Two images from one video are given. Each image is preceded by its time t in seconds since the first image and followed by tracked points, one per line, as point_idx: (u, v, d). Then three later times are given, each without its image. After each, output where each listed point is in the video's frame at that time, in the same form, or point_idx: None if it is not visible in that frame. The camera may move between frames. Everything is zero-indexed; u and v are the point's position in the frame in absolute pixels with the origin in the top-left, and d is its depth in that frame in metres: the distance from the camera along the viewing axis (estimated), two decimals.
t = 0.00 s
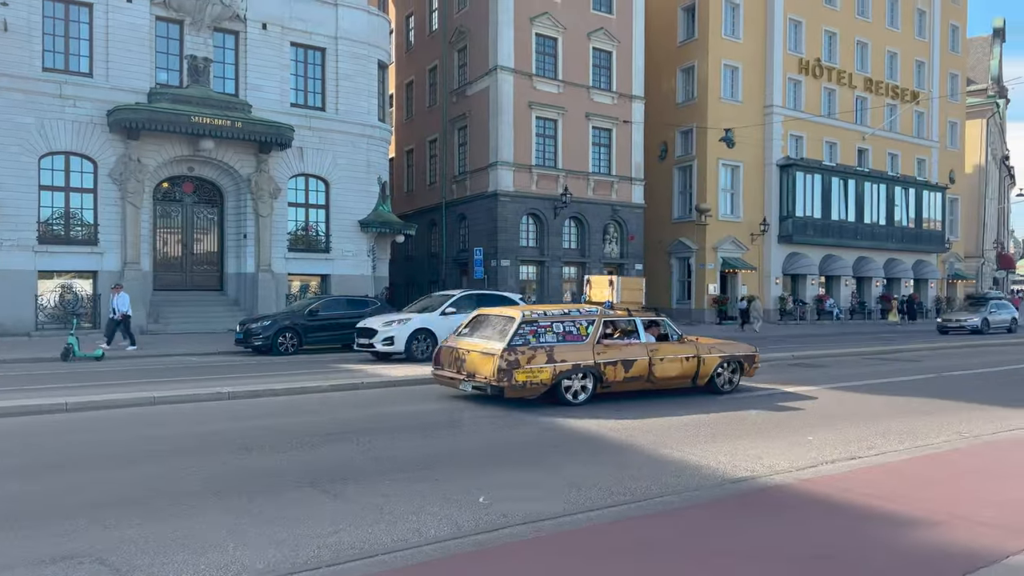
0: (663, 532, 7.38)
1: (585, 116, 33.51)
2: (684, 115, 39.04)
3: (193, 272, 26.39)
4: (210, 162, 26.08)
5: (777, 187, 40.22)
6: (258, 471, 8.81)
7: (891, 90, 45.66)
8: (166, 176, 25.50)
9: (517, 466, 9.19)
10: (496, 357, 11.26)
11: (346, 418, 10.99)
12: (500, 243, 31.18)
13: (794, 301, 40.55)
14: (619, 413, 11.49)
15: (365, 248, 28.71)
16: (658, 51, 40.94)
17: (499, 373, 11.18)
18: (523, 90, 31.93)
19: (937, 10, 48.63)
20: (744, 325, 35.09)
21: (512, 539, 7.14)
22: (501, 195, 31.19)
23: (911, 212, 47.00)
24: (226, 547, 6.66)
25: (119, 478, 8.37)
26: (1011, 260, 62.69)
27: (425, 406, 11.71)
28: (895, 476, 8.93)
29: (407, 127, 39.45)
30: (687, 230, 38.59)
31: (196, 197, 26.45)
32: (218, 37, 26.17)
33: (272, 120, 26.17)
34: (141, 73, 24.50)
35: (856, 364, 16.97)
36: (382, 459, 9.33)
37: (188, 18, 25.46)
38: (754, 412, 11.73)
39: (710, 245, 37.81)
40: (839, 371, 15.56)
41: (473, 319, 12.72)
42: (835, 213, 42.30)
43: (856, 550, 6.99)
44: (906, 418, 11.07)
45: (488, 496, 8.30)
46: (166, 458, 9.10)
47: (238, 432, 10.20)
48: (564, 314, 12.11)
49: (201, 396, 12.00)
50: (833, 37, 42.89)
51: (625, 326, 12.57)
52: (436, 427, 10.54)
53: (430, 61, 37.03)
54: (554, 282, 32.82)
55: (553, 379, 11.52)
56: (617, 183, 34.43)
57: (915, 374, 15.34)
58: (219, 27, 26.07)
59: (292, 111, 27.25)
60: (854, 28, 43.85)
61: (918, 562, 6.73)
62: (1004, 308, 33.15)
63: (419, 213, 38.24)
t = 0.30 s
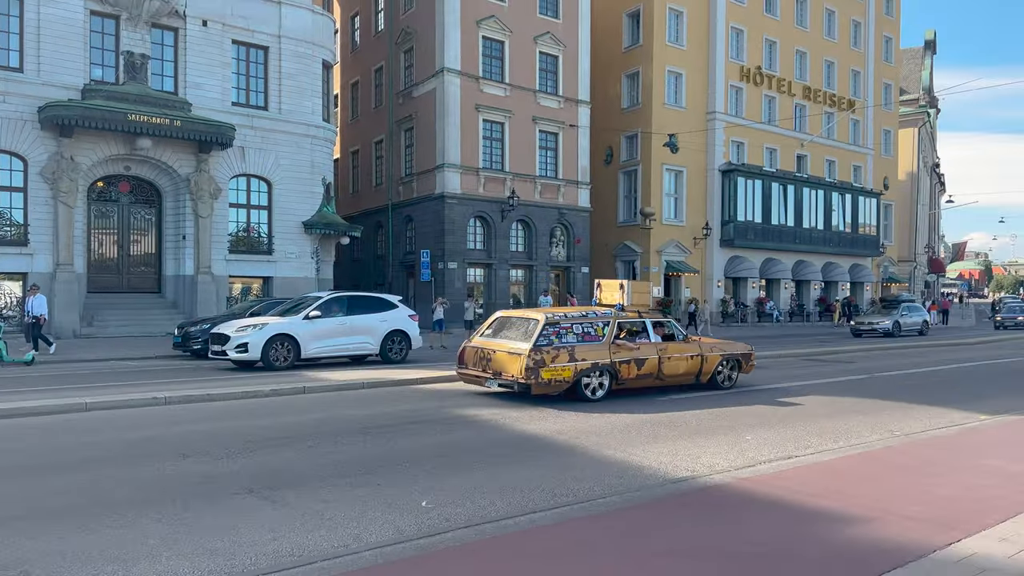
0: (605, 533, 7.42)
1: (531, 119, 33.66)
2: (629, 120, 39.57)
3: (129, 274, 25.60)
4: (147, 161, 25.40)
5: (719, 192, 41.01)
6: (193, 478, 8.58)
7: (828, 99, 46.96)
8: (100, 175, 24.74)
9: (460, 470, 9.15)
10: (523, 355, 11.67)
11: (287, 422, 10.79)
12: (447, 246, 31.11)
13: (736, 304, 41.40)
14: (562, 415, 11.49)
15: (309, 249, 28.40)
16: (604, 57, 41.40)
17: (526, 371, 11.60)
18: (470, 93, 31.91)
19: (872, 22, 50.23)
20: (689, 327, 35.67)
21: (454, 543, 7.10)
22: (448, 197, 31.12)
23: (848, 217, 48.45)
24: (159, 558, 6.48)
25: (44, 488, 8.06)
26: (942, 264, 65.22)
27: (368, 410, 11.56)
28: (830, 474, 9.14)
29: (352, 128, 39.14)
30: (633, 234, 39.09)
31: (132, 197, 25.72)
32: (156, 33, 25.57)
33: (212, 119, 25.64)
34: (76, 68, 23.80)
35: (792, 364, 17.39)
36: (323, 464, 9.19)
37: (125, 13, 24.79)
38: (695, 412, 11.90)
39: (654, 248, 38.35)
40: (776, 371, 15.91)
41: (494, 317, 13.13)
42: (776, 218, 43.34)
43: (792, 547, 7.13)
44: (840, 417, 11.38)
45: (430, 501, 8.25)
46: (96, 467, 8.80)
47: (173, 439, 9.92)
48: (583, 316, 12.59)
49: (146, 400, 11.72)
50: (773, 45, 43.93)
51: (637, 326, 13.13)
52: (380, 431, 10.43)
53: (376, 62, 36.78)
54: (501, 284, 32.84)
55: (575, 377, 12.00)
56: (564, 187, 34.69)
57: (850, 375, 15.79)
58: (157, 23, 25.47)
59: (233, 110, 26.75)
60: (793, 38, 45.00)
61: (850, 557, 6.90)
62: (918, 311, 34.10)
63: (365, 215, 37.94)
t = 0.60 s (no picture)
0: (546, 535, 7.44)
1: (478, 121, 33.71)
2: (575, 123, 39.94)
3: (61, 276, 24.71)
4: (80, 159, 24.58)
5: (663, 196, 41.67)
6: (125, 487, 8.34)
7: (769, 106, 48.14)
8: (29, 173, 23.85)
9: (403, 474, 9.08)
10: (540, 355, 12.45)
11: (227, 428, 10.58)
12: (393, 248, 30.91)
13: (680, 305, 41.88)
14: (506, 417, 11.51)
15: (250, 250, 27.99)
16: (550, 60, 41.69)
17: (544, 369, 12.38)
18: (416, 94, 31.76)
19: (810, 32, 51.67)
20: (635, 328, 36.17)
21: (394, 547, 7.04)
22: (394, 199, 30.93)
23: (787, 221, 49.74)
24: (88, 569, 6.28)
25: None
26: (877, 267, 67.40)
27: (311, 414, 11.41)
28: (768, 473, 9.34)
29: (296, 128, 38.64)
30: (579, 236, 39.43)
31: (65, 196, 24.86)
32: (90, 28, 24.81)
33: (149, 117, 25.02)
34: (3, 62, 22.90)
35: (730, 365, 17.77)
36: (263, 470, 9.03)
37: (57, 7, 23.98)
38: (637, 412, 12.03)
39: (600, 251, 38.72)
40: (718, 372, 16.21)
41: (509, 320, 13.93)
42: (718, 222, 44.22)
43: (729, 546, 7.25)
44: (778, 417, 11.64)
45: (373, 506, 8.18)
46: (21, 476, 8.48)
47: (105, 445, 9.62)
48: (592, 318, 13.46)
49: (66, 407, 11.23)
50: (716, 53, 44.82)
51: (639, 327, 14.02)
52: (323, 436, 10.30)
53: (321, 61, 36.37)
54: (448, 286, 32.76)
55: (587, 375, 12.82)
56: (511, 190, 34.87)
57: (788, 376, 16.20)
58: (92, 17, 24.73)
59: (171, 108, 26.16)
60: (735, 46, 45.99)
61: (785, 554, 7.04)
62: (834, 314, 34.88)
63: (309, 216, 37.49)
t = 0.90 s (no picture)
0: (491, 538, 7.41)
1: (426, 122, 33.62)
2: (523, 126, 40.13)
3: None
4: (11, 156, 23.59)
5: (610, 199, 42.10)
6: (52, 496, 8.02)
7: (713, 111, 49.15)
8: None
9: (345, 479, 8.97)
10: (552, 352, 13.37)
11: (163, 434, 10.28)
12: (338, 249, 30.56)
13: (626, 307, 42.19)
14: (452, 420, 11.47)
15: (191, 252, 27.43)
16: (498, 63, 41.81)
17: (555, 365, 13.30)
18: (362, 94, 31.48)
19: (752, 39, 52.87)
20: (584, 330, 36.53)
21: (336, 553, 6.93)
22: (340, 199, 30.58)
23: (730, 224, 50.75)
24: None
25: None
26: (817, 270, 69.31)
27: (252, 419, 11.19)
28: (709, 473, 9.48)
29: (238, 126, 37.97)
30: (527, 238, 39.58)
31: None
32: (22, 21, 23.95)
33: (84, 113, 24.28)
34: None
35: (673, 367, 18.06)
36: (200, 477, 8.80)
37: None
38: (582, 414, 12.11)
39: (548, 253, 38.90)
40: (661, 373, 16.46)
41: (519, 320, 14.82)
42: (664, 225, 44.85)
43: (671, 545, 7.33)
44: (719, 417, 11.85)
45: (314, 511, 8.05)
46: None
47: (30, 454, 9.23)
48: (597, 318, 14.43)
49: None
50: (661, 58, 45.49)
51: (637, 327, 15.02)
52: (264, 441, 10.11)
53: (264, 59, 35.79)
54: (395, 288, 32.52)
55: (593, 371, 13.78)
56: (459, 192, 34.89)
57: (729, 377, 16.52)
58: (23, 10, 23.86)
59: (108, 104, 25.46)
60: (679, 52, 46.75)
61: (726, 552, 7.14)
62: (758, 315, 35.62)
63: (252, 217, 36.89)
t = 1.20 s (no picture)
0: (438, 539, 7.34)
1: (375, 121, 33.42)
2: (473, 127, 40.11)
3: None
4: None
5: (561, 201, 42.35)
6: None
7: (661, 115, 49.92)
8: None
9: (288, 483, 8.82)
10: (558, 350, 13.94)
11: (99, 440, 9.97)
12: (285, 249, 30.10)
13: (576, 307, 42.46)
14: (399, 423, 11.39)
15: (131, 251, 26.73)
16: (449, 64, 41.72)
17: (561, 363, 13.88)
18: (310, 92, 31.10)
19: (698, 45, 53.86)
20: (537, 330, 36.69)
21: (276, 560, 6.79)
22: (286, 199, 30.14)
23: (678, 227, 51.52)
24: None
25: None
26: (761, 272, 70.99)
27: (194, 423, 10.93)
28: (656, 472, 9.57)
29: (182, 124, 37.18)
30: (478, 239, 39.56)
31: None
32: None
33: (18, 108, 23.45)
34: None
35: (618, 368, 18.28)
36: (137, 484, 8.56)
37: None
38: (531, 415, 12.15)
39: (499, 255, 38.96)
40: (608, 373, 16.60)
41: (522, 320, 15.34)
42: (613, 227, 45.30)
43: (618, 544, 7.38)
44: (666, 417, 12.01)
45: (257, 517, 7.89)
46: None
47: None
48: (596, 318, 15.05)
49: None
50: (610, 61, 45.98)
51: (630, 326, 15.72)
52: (206, 446, 9.89)
53: (209, 55, 35.10)
54: (343, 290, 32.19)
55: (595, 369, 14.41)
56: (409, 192, 34.79)
57: (676, 378, 16.78)
58: None
59: (44, 99, 24.65)
60: (629, 55, 47.33)
61: (671, 550, 7.21)
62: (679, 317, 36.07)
63: (196, 216, 36.15)
